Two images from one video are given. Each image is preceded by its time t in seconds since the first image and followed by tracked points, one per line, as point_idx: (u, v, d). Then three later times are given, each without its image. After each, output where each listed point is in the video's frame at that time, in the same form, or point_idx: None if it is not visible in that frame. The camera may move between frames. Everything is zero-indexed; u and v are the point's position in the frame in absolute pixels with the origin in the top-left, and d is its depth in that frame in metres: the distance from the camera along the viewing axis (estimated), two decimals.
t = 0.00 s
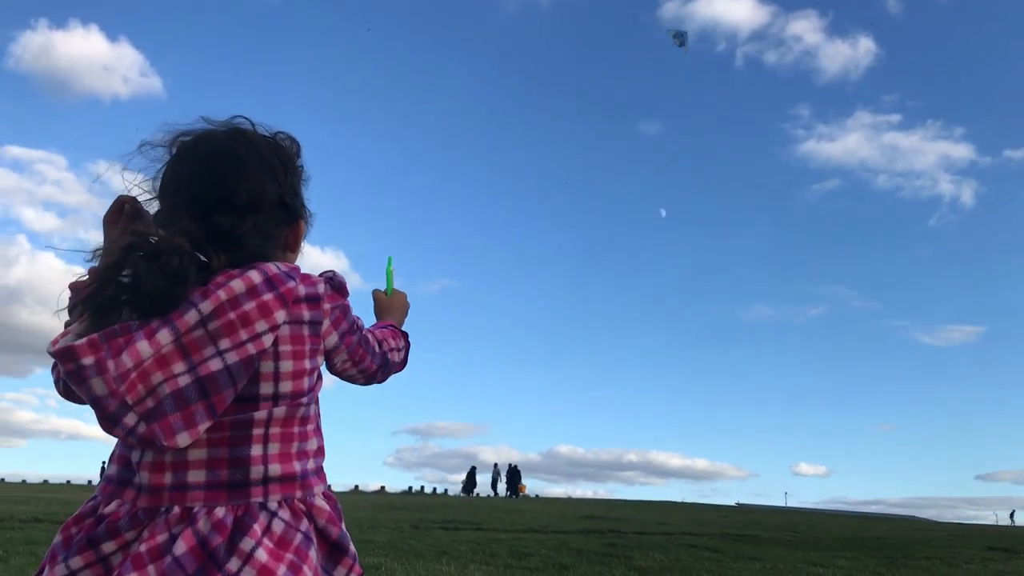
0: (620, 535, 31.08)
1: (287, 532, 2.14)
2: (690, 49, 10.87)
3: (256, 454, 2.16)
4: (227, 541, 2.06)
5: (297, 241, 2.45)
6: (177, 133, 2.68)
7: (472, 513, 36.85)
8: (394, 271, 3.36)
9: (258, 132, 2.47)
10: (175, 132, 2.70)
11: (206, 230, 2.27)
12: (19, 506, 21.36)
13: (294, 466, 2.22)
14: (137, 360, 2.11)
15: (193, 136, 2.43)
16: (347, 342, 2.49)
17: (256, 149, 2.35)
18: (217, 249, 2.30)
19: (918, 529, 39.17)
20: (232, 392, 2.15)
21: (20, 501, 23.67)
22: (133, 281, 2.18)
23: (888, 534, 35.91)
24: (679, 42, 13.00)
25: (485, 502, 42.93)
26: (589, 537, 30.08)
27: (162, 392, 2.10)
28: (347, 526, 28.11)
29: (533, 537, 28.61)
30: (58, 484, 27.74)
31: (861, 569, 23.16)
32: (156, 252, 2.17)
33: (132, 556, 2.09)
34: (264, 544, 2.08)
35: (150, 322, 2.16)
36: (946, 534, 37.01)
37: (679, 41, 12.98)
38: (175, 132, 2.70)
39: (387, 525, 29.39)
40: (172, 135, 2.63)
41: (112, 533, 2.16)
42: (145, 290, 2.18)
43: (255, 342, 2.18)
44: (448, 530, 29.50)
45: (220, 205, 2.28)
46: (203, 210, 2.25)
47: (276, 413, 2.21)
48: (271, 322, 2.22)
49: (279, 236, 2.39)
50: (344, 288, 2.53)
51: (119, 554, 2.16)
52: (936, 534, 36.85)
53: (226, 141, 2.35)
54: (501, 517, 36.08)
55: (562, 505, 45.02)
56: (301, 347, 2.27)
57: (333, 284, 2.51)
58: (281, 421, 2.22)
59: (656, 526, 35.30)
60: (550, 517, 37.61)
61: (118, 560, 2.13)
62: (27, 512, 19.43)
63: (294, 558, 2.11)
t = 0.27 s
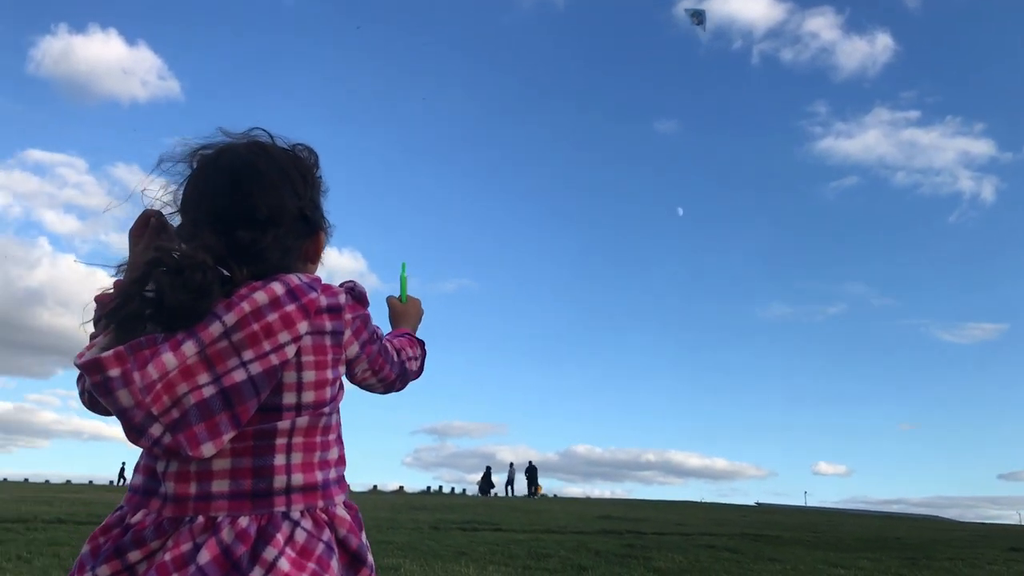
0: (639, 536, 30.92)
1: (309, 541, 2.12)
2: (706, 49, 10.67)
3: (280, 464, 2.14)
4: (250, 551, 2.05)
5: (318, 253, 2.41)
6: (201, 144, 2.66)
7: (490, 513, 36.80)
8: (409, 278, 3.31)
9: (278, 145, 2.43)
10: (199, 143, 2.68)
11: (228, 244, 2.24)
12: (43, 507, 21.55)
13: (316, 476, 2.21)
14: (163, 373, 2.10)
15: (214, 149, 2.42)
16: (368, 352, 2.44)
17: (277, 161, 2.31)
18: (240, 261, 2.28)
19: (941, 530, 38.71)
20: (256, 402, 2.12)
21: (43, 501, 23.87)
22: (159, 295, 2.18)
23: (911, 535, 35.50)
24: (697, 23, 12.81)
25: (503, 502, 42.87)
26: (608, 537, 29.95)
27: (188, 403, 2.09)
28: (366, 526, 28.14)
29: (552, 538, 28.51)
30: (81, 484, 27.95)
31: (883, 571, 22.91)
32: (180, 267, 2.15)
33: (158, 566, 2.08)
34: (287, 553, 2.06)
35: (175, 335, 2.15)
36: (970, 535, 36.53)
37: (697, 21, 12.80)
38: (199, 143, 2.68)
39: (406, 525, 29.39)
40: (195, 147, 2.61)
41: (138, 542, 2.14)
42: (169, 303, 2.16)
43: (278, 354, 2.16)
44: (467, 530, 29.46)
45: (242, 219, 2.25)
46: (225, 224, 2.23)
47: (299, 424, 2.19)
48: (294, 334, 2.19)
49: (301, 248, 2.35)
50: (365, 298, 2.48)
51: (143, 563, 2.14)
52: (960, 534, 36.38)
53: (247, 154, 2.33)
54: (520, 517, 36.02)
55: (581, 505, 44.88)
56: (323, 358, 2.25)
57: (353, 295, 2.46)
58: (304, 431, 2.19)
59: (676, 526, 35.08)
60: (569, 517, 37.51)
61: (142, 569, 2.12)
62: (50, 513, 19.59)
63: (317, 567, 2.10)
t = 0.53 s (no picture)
0: (657, 537, 30.77)
1: (326, 551, 2.05)
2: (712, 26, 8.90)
3: (296, 473, 2.08)
4: (266, 561, 1.98)
5: (338, 263, 2.35)
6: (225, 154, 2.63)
7: (507, 514, 36.74)
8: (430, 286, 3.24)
9: (300, 155, 2.38)
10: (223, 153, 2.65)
11: (246, 252, 2.19)
12: (63, 508, 21.66)
13: (333, 486, 2.14)
14: (182, 382, 2.06)
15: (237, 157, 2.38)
16: (386, 364, 2.37)
17: (298, 169, 2.26)
18: (258, 269, 2.22)
19: (963, 530, 38.31)
20: (273, 412, 2.07)
21: (64, 502, 24.00)
22: (177, 302, 2.13)
23: (932, 536, 35.15)
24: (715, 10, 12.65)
25: (521, 502, 42.77)
26: (626, 538, 29.82)
27: (204, 413, 2.04)
28: (384, 528, 28.13)
29: (570, 538, 28.41)
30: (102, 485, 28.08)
31: (905, 572, 22.64)
32: (198, 273, 2.11)
33: None
34: (303, 563, 1.99)
35: (193, 344, 2.10)
36: (992, 536, 36.12)
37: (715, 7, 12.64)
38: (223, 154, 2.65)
39: (424, 526, 29.37)
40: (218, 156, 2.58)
41: (155, 551, 2.09)
42: (187, 309, 2.11)
43: (295, 363, 2.10)
44: (484, 531, 29.40)
45: (261, 226, 2.20)
46: (244, 230, 2.18)
47: (316, 433, 2.12)
48: (311, 343, 2.13)
49: (319, 256, 2.29)
50: (384, 308, 2.42)
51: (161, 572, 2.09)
52: (982, 535, 35.98)
53: (268, 160, 2.27)
54: (538, 518, 35.94)
55: (598, 506, 44.75)
56: (340, 368, 2.18)
57: (372, 306, 2.39)
58: (321, 441, 2.13)
59: (694, 527, 34.89)
60: (586, 517, 37.38)
61: None
62: (71, 514, 19.68)
63: None
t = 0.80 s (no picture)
0: (674, 539, 30.59)
1: (338, 558, 2.02)
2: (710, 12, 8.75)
3: (309, 480, 2.05)
4: (280, 569, 1.96)
5: (347, 270, 2.32)
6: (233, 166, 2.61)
7: (524, 516, 36.64)
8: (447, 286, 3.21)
9: (306, 164, 2.36)
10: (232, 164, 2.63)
11: (254, 258, 2.16)
12: (82, 510, 21.78)
13: (346, 493, 2.11)
14: (194, 391, 2.02)
15: (244, 169, 2.37)
16: (397, 368, 2.34)
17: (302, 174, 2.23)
18: (265, 276, 2.19)
19: (984, 532, 37.86)
20: (285, 419, 2.04)
21: (83, 505, 24.13)
22: (185, 310, 2.10)
23: (952, 538, 34.75)
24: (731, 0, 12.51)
25: (536, 504, 42.66)
26: (643, 540, 29.65)
27: (217, 421, 2.01)
28: (399, 530, 28.11)
29: (586, 541, 28.28)
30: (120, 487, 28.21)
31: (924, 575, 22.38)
32: (204, 280, 2.07)
33: None
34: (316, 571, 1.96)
35: (205, 353, 2.07)
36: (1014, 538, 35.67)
37: None
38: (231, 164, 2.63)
39: (439, 528, 29.33)
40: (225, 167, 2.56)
41: (170, 560, 2.07)
42: (197, 317, 2.09)
43: (307, 370, 2.07)
44: (500, 534, 29.32)
45: (267, 232, 2.17)
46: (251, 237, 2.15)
47: (328, 440, 2.10)
48: (322, 350, 2.10)
49: (327, 262, 2.27)
50: (394, 314, 2.39)
51: None
52: (1004, 537, 35.52)
53: (274, 168, 2.26)
54: (554, 520, 35.84)
55: (615, 507, 44.56)
56: (351, 374, 2.15)
57: (382, 311, 2.36)
58: (334, 448, 2.11)
59: (711, 529, 34.66)
60: (603, 519, 37.22)
61: None
62: (90, 517, 19.77)
63: None
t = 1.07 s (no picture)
0: (690, 542, 30.39)
1: (359, 563, 1.98)
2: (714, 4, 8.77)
3: (329, 486, 2.01)
4: None
5: (358, 275, 2.27)
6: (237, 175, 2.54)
7: (537, 519, 36.49)
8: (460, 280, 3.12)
9: (311, 172, 2.30)
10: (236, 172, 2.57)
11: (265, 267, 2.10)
12: (98, 513, 21.79)
13: (364, 498, 2.07)
14: (212, 399, 1.95)
15: (250, 178, 2.31)
16: (411, 372, 2.29)
17: (308, 184, 2.18)
18: (277, 283, 2.13)
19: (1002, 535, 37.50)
20: (305, 425, 2.00)
21: (99, 508, 24.14)
22: (198, 321, 2.03)
23: (969, 541, 34.45)
24: None
25: (551, 506, 42.45)
26: (658, 543, 29.48)
27: (238, 429, 1.95)
28: (414, 533, 27.99)
29: (601, 544, 28.12)
30: (136, 491, 28.19)
31: None
32: (218, 290, 2.01)
33: None
34: None
35: (222, 361, 2.01)
36: None
37: None
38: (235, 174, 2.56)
39: (454, 532, 29.20)
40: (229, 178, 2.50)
41: (192, 566, 2.02)
42: (211, 327, 2.02)
43: (325, 376, 2.02)
44: (515, 537, 29.18)
45: (277, 240, 2.12)
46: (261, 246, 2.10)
47: (347, 445, 2.06)
48: (339, 356, 2.05)
49: (339, 269, 2.21)
50: (406, 317, 2.34)
51: None
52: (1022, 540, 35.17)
53: (280, 176, 2.20)
54: (569, 523, 35.64)
55: (628, 509, 44.38)
56: (368, 379, 2.11)
57: (395, 316, 2.30)
58: (353, 453, 2.07)
59: (726, 532, 34.43)
60: (617, 522, 37.05)
61: None
62: (106, 520, 19.78)
63: None
